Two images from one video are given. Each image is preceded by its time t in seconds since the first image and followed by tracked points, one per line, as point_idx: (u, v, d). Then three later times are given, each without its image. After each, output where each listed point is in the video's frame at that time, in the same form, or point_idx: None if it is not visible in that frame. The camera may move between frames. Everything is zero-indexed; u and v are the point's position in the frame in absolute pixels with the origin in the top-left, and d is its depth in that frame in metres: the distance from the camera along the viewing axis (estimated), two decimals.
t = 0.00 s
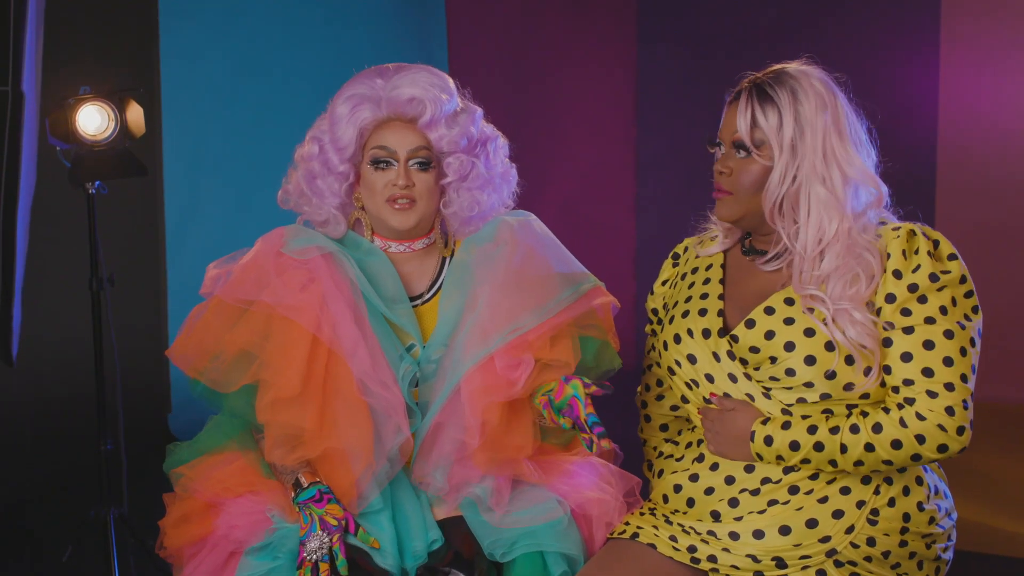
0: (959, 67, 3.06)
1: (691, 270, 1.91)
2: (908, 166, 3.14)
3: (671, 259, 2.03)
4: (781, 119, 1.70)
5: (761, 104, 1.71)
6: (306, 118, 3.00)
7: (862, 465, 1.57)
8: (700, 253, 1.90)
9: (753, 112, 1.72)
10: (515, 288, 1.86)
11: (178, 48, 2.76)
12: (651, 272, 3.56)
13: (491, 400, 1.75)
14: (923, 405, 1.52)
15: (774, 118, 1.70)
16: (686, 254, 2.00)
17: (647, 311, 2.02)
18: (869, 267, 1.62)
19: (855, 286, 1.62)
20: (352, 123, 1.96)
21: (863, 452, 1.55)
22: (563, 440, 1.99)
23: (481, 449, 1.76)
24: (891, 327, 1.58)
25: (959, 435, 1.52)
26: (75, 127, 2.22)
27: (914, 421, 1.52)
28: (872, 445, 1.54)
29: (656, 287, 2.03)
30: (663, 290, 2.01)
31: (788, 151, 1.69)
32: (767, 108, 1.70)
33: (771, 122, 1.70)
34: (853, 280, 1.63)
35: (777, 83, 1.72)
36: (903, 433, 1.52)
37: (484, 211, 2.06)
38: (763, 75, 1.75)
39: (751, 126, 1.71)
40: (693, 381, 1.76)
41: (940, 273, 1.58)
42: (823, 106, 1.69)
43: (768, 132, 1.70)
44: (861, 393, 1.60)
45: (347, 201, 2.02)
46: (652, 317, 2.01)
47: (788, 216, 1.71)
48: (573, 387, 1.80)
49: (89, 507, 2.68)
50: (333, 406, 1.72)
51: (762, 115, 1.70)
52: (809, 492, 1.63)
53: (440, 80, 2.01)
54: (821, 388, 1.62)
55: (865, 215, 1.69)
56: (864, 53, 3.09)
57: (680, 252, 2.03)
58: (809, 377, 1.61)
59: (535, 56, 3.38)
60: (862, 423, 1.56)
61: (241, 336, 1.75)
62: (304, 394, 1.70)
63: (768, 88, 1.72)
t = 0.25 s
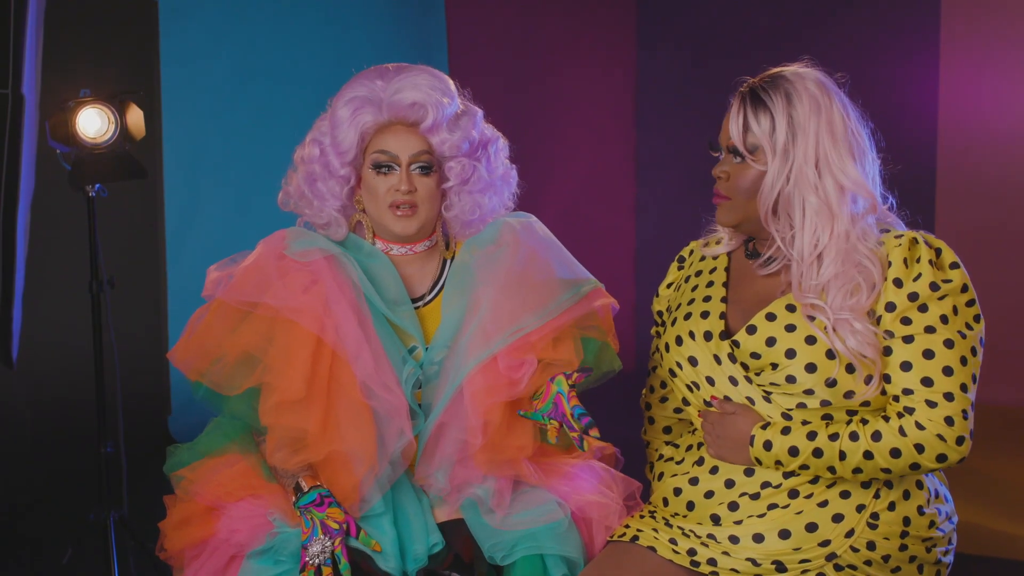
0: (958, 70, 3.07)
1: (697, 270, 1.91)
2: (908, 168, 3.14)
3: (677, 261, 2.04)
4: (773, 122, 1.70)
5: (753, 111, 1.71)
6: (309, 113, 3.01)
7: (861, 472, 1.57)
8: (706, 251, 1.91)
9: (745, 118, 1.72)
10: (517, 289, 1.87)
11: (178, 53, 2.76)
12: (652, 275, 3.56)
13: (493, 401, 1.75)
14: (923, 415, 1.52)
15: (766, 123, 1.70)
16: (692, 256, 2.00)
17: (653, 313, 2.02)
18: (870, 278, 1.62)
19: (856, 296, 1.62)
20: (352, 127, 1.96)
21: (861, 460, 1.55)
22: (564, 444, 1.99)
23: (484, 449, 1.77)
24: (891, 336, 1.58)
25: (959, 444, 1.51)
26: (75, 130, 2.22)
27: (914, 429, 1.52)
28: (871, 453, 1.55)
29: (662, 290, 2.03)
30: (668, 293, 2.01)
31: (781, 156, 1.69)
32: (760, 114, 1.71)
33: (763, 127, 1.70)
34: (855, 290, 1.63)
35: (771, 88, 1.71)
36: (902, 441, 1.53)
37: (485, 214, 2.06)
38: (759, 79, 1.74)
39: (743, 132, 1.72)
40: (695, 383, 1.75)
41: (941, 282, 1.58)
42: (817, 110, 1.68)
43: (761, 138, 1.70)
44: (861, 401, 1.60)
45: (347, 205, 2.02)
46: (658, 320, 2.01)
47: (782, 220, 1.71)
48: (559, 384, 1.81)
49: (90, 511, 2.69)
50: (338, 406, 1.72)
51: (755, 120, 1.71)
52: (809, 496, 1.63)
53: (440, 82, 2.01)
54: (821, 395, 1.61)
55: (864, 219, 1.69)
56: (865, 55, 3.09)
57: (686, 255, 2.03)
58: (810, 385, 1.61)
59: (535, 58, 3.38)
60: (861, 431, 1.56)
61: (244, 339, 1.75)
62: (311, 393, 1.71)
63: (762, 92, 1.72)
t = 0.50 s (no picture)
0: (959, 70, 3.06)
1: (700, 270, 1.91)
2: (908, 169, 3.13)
3: (681, 262, 2.03)
4: (776, 123, 1.70)
5: (757, 109, 1.72)
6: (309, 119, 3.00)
7: (860, 475, 1.57)
8: (710, 253, 1.91)
9: (747, 118, 1.72)
10: (516, 290, 1.86)
11: (179, 54, 2.77)
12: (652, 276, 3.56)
13: (494, 399, 1.75)
14: (922, 418, 1.52)
15: (768, 123, 1.70)
16: (695, 257, 2.00)
17: (658, 315, 2.03)
18: (872, 279, 1.62)
19: (857, 297, 1.62)
20: (351, 128, 1.96)
21: (860, 462, 1.55)
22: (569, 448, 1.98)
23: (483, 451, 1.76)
24: (891, 339, 1.58)
25: (958, 448, 1.52)
26: (75, 131, 2.22)
27: (913, 432, 1.52)
28: (870, 455, 1.54)
29: (665, 290, 2.03)
30: (672, 294, 2.01)
31: (784, 154, 1.69)
32: (762, 114, 1.71)
33: (765, 127, 1.70)
34: (857, 292, 1.63)
35: (773, 87, 1.72)
36: (901, 444, 1.52)
37: (484, 213, 2.07)
38: (760, 79, 1.75)
39: (745, 131, 1.72)
40: (696, 384, 1.75)
41: (941, 286, 1.58)
42: (819, 110, 1.68)
43: (763, 137, 1.70)
44: (861, 404, 1.60)
45: (347, 205, 2.02)
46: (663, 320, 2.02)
47: (785, 219, 1.72)
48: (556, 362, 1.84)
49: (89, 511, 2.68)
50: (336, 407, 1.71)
51: (757, 121, 1.71)
52: (809, 498, 1.63)
53: (438, 83, 2.00)
54: (822, 397, 1.61)
55: (867, 220, 1.69)
56: (865, 56, 3.08)
57: (689, 256, 2.03)
58: (811, 387, 1.61)
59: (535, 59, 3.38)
60: (860, 433, 1.56)
61: (243, 341, 1.75)
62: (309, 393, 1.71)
63: (763, 92, 1.73)
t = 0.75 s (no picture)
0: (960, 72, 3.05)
1: (700, 272, 1.91)
2: (907, 170, 3.13)
3: (681, 264, 2.04)
4: (777, 123, 1.70)
5: (757, 109, 1.72)
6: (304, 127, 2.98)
7: (859, 478, 1.57)
8: (710, 255, 1.90)
9: (748, 118, 1.73)
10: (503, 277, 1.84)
11: (179, 57, 2.77)
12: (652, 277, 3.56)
13: (484, 382, 1.75)
14: (922, 421, 1.52)
15: (769, 123, 1.71)
16: (696, 259, 2.00)
17: (658, 315, 2.03)
18: (874, 279, 1.62)
19: (860, 298, 1.62)
20: (349, 128, 1.97)
21: (860, 465, 1.55)
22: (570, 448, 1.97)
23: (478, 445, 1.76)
24: (891, 342, 1.58)
25: (958, 452, 1.52)
26: (75, 132, 2.23)
27: (913, 436, 1.52)
28: (870, 458, 1.54)
29: (665, 292, 2.03)
30: (672, 295, 2.01)
31: (786, 154, 1.69)
32: (763, 114, 1.71)
33: (766, 127, 1.71)
34: (859, 292, 1.63)
35: (773, 88, 1.72)
36: (901, 448, 1.53)
37: (483, 211, 2.07)
38: (760, 80, 1.75)
39: (746, 132, 1.72)
40: (697, 386, 1.75)
41: (942, 289, 1.58)
42: (819, 109, 1.69)
43: (765, 137, 1.71)
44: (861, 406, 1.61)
45: (347, 206, 2.02)
46: (663, 321, 2.02)
47: (787, 220, 1.71)
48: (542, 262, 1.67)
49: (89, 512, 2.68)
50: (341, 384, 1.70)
51: (758, 121, 1.71)
52: (808, 500, 1.63)
53: (438, 82, 2.01)
54: (823, 400, 1.61)
55: (869, 219, 1.69)
56: (864, 58, 3.08)
57: (689, 257, 2.03)
58: (811, 390, 1.61)
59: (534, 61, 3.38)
60: (861, 436, 1.56)
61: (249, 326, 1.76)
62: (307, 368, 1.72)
63: (764, 93, 1.73)
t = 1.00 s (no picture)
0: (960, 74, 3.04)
1: (700, 274, 1.92)
2: (907, 171, 3.13)
3: (681, 265, 2.04)
4: (778, 124, 1.70)
5: (758, 110, 1.72)
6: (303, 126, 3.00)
7: (860, 478, 1.57)
8: (710, 258, 1.91)
9: (749, 119, 1.72)
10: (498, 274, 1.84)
11: (180, 57, 2.77)
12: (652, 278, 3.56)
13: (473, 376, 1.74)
14: (923, 420, 1.52)
15: (770, 124, 1.70)
16: (696, 260, 2.00)
17: (658, 317, 2.03)
18: (874, 278, 1.62)
19: (860, 297, 1.62)
20: (349, 129, 1.97)
21: (860, 465, 1.55)
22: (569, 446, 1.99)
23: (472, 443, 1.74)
24: (891, 341, 1.58)
25: (958, 451, 1.52)
26: (75, 134, 2.23)
27: (913, 435, 1.52)
28: (870, 458, 1.54)
29: (665, 293, 2.03)
30: (672, 296, 2.01)
31: (787, 155, 1.69)
32: (764, 115, 1.71)
33: (768, 128, 1.70)
34: (859, 291, 1.63)
35: (774, 89, 1.72)
36: (901, 447, 1.52)
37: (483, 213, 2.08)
38: (760, 81, 1.76)
39: (748, 133, 1.72)
40: (697, 387, 1.75)
41: (942, 288, 1.58)
42: (820, 109, 1.69)
43: (766, 137, 1.70)
44: (861, 405, 1.60)
45: (347, 206, 2.03)
46: (663, 322, 2.02)
47: (787, 220, 1.72)
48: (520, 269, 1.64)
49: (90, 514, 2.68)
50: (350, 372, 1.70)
51: (759, 122, 1.71)
52: (809, 500, 1.63)
53: (437, 83, 2.01)
54: (823, 400, 1.61)
55: (869, 219, 1.69)
56: (865, 60, 3.08)
57: (689, 258, 2.03)
58: (812, 389, 1.61)
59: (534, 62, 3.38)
60: (861, 435, 1.56)
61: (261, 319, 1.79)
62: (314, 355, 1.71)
63: (765, 94, 1.73)
